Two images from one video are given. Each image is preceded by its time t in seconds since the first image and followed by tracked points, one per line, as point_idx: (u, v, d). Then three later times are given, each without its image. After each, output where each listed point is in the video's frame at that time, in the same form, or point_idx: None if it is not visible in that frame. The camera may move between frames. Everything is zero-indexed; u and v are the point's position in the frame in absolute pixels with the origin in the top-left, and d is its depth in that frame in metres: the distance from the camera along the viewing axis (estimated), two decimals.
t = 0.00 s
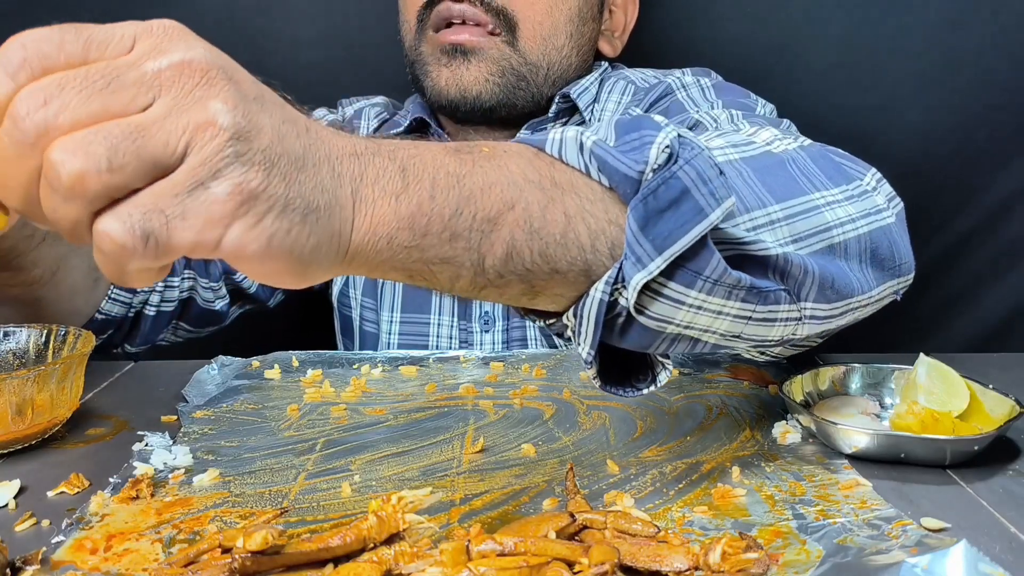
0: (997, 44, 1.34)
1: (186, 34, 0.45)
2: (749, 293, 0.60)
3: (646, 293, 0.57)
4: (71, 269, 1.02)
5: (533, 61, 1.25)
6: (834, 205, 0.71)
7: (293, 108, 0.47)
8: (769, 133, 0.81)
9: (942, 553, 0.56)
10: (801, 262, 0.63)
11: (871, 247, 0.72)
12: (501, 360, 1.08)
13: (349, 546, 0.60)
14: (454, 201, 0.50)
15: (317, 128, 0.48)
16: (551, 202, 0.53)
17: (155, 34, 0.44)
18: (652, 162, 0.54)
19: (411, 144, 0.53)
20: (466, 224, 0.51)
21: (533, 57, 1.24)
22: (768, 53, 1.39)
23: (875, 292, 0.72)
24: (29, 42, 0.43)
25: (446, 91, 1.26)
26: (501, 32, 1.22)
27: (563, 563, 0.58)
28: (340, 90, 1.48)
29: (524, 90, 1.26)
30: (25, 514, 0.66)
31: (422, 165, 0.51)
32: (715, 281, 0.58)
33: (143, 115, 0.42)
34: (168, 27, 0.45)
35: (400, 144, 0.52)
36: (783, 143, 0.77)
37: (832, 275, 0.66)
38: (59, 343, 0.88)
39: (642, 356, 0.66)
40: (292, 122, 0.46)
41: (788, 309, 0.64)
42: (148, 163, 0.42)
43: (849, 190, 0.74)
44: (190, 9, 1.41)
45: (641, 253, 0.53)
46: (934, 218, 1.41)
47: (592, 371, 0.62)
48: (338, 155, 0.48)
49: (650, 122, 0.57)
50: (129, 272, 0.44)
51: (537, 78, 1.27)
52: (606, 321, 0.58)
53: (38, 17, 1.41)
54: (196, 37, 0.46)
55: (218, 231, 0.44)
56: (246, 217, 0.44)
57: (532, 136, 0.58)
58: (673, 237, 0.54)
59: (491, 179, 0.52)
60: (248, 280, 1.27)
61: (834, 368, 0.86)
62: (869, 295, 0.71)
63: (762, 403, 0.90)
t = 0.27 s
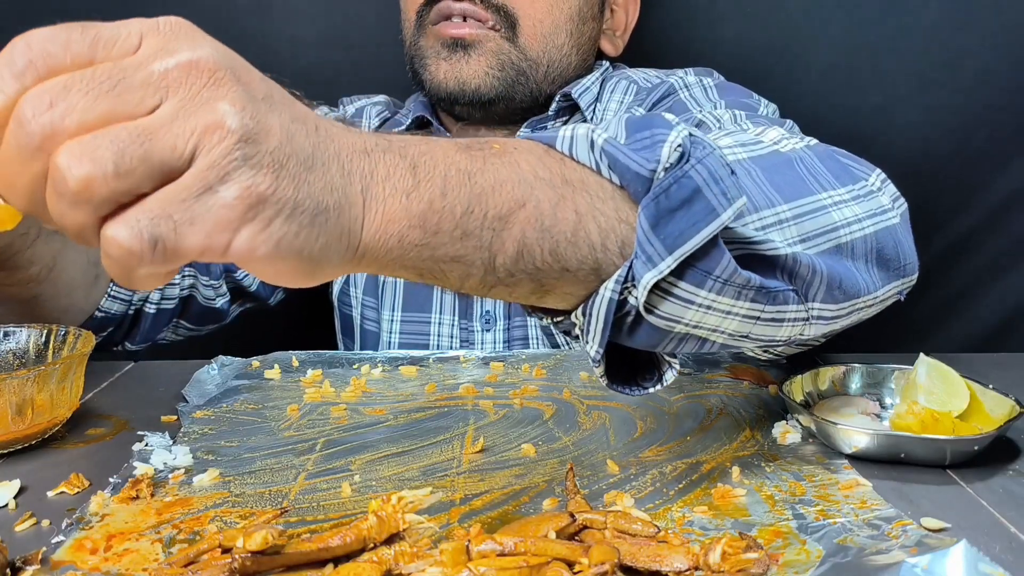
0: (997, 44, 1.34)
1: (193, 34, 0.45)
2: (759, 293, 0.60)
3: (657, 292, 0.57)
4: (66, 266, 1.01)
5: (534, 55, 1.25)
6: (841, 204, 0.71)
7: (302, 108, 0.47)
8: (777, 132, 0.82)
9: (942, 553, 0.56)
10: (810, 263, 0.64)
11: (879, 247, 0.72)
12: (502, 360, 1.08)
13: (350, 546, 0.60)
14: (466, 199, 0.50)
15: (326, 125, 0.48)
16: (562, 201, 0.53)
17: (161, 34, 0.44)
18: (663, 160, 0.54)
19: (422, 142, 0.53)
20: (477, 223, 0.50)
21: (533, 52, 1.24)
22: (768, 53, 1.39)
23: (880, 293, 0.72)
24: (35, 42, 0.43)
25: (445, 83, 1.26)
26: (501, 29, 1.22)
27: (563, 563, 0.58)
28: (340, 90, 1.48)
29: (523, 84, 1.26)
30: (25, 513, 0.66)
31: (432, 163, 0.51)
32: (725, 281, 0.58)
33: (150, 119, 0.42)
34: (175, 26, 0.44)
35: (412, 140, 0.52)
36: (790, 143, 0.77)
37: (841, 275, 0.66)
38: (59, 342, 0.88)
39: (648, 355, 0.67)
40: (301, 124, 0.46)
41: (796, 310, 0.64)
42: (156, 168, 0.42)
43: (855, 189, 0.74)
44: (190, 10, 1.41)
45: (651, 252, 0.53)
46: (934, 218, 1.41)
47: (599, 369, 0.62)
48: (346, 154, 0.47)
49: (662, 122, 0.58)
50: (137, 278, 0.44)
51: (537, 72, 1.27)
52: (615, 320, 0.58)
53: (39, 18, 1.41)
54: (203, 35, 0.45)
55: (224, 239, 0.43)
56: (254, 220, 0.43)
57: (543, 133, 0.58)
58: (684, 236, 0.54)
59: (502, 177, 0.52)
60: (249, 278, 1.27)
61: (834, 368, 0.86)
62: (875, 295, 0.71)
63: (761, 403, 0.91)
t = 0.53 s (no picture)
0: (997, 43, 1.34)
1: (181, 53, 0.42)
2: (776, 294, 0.60)
3: (676, 291, 0.57)
4: (59, 267, 0.99)
5: (533, 54, 1.25)
6: (855, 202, 0.71)
7: (306, 117, 0.44)
8: (789, 128, 0.81)
9: (942, 553, 0.56)
10: (825, 264, 0.64)
11: (888, 246, 0.72)
12: (502, 359, 1.08)
13: (350, 546, 0.60)
14: (489, 196, 0.49)
15: (338, 124, 0.45)
16: (583, 197, 0.52)
17: (145, 57, 0.41)
18: (691, 158, 0.54)
19: (444, 130, 0.50)
20: (498, 220, 0.50)
21: (533, 50, 1.24)
22: (768, 53, 1.39)
23: (888, 292, 0.72)
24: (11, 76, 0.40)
25: (445, 83, 1.26)
26: (500, 28, 1.23)
27: (563, 563, 0.58)
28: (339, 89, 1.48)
29: (523, 82, 1.27)
30: (25, 514, 0.66)
31: (454, 156, 0.49)
32: (744, 283, 0.58)
33: (133, 165, 0.40)
34: (160, 45, 0.42)
35: (433, 130, 0.50)
36: (803, 139, 0.77)
37: (854, 276, 0.67)
38: (59, 343, 0.88)
39: (659, 351, 0.67)
40: (301, 143, 0.43)
41: (809, 310, 0.64)
42: (140, 220, 0.41)
43: (865, 186, 0.74)
44: (189, 9, 1.41)
45: (673, 251, 0.53)
46: (934, 217, 1.41)
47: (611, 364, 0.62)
48: (360, 155, 0.45)
49: (689, 116, 0.57)
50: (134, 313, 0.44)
51: (536, 70, 1.27)
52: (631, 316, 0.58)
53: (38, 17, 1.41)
54: (191, 51, 0.42)
55: (216, 281, 0.43)
56: (245, 263, 0.43)
57: (563, 121, 0.57)
58: (707, 236, 0.54)
59: (524, 170, 0.51)
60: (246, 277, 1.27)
61: (834, 368, 0.86)
62: (884, 295, 0.71)
63: (761, 403, 0.90)
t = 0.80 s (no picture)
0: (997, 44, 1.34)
1: (176, 50, 0.42)
2: (782, 293, 0.60)
3: (683, 290, 0.57)
4: (56, 265, 0.99)
5: (531, 55, 1.25)
6: (858, 201, 0.71)
7: (305, 111, 0.44)
8: (793, 128, 0.81)
9: (942, 552, 0.57)
10: (830, 264, 0.64)
11: (890, 246, 0.72)
12: (501, 359, 1.08)
13: (350, 546, 0.60)
14: (495, 194, 0.49)
15: (339, 120, 0.45)
16: (590, 195, 0.52)
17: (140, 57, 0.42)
18: (697, 156, 0.54)
19: (451, 128, 0.51)
20: (506, 218, 0.50)
21: (531, 51, 1.24)
22: (767, 53, 1.39)
23: (891, 292, 0.73)
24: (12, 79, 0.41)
25: (442, 84, 1.26)
26: (497, 28, 1.23)
27: (563, 563, 0.58)
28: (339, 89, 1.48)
29: (520, 83, 1.27)
30: (25, 514, 0.66)
31: (461, 154, 0.49)
32: (750, 281, 0.58)
33: (128, 158, 0.40)
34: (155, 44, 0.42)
35: (439, 128, 0.50)
36: (806, 138, 0.77)
37: (858, 276, 0.67)
38: (59, 342, 0.88)
39: (664, 351, 0.67)
40: (298, 136, 0.43)
41: (815, 309, 0.64)
42: (135, 213, 0.41)
43: (868, 185, 0.73)
44: (189, 9, 1.41)
45: (680, 250, 0.53)
46: (934, 217, 1.41)
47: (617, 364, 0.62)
48: (363, 151, 0.45)
49: (695, 115, 0.57)
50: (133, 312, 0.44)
51: (535, 71, 1.27)
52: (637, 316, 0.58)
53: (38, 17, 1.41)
54: (185, 48, 0.43)
55: (212, 274, 0.43)
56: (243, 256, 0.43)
57: (569, 121, 0.57)
58: (714, 235, 0.54)
59: (530, 168, 0.51)
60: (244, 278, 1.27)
61: (834, 368, 0.86)
62: (886, 295, 0.71)
63: (762, 404, 0.90)
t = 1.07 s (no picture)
0: (998, 43, 1.34)
1: (178, 72, 0.41)
2: (768, 305, 0.60)
3: (670, 303, 0.57)
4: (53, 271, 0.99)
5: (535, 57, 1.25)
6: (848, 209, 0.70)
7: (304, 132, 0.43)
8: (783, 135, 0.80)
9: (942, 552, 0.56)
10: (819, 274, 0.64)
11: (880, 252, 0.72)
12: (502, 359, 1.08)
13: (349, 546, 0.60)
14: (484, 210, 0.48)
15: (336, 139, 0.45)
16: (578, 209, 0.51)
17: (142, 80, 0.41)
18: (685, 170, 0.53)
19: (440, 142, 0.50)
20: (493, 233, 0.49)
21: (534, 53, 1.25)
22: (768, 53, 1.39)
23: (881, 299, 0.73)
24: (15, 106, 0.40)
25: (444, 91, 1.27)
26: (500, 32, 1.23)
27: (563, 563, 0.58)
28: (339, 89, 1.48)
29: (523, 86, 1.27)
30: (25, 513, 0.66)
31: (450, 170, 0.48)
32: (738, 294, 0.58)
33: (138, 190, 0.39)
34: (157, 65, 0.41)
35: (428, 143, 0.49)
36: (796, 145, 0.76)
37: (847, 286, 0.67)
38: (59, 343, 0.88)
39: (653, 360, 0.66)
40: (300, 160, 0.42)
41: (803, 320, 0.64)
42: (146, 245, 0.40)
43: (859, 193, 0.73)
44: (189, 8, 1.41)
45: (667, 263, 0.53)
46: (933, 218, 1.41)
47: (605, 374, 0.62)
48: (358, 169, 0.44)
49: (684, 127, 0.56)
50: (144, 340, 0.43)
51: (537, 72, 1.27)
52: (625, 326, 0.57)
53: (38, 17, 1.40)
54: (187, 70, 0.41)
55: (224, 302, 0.42)
56: (252, 284, 0.42)
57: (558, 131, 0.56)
58: (702, 249, 0.53)
59: (519, 182, 0.50)
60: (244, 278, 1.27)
61: (834, 368, 0.86)
62: (876, 302, 0.71)
63: (762, 404, 0.90)
